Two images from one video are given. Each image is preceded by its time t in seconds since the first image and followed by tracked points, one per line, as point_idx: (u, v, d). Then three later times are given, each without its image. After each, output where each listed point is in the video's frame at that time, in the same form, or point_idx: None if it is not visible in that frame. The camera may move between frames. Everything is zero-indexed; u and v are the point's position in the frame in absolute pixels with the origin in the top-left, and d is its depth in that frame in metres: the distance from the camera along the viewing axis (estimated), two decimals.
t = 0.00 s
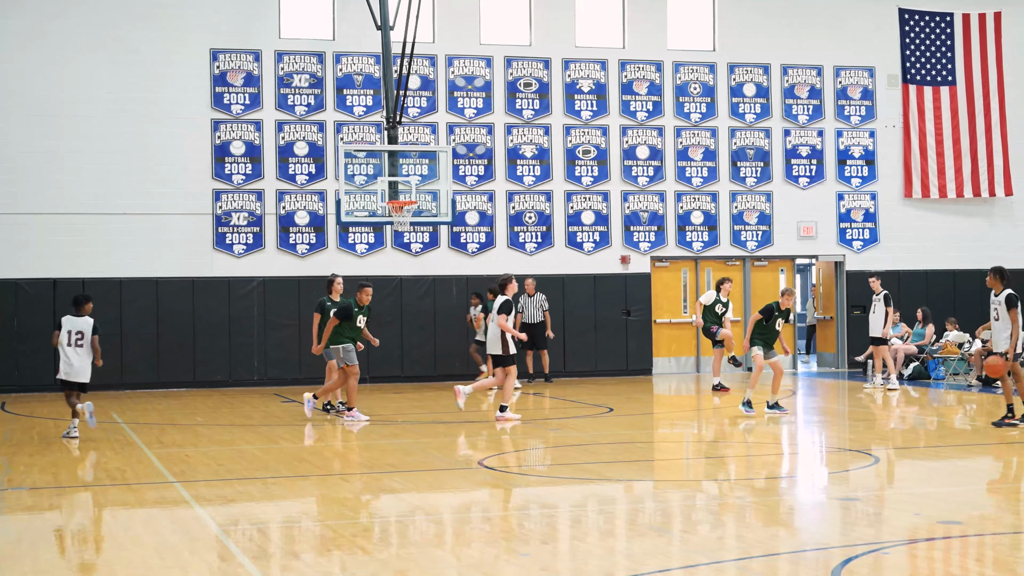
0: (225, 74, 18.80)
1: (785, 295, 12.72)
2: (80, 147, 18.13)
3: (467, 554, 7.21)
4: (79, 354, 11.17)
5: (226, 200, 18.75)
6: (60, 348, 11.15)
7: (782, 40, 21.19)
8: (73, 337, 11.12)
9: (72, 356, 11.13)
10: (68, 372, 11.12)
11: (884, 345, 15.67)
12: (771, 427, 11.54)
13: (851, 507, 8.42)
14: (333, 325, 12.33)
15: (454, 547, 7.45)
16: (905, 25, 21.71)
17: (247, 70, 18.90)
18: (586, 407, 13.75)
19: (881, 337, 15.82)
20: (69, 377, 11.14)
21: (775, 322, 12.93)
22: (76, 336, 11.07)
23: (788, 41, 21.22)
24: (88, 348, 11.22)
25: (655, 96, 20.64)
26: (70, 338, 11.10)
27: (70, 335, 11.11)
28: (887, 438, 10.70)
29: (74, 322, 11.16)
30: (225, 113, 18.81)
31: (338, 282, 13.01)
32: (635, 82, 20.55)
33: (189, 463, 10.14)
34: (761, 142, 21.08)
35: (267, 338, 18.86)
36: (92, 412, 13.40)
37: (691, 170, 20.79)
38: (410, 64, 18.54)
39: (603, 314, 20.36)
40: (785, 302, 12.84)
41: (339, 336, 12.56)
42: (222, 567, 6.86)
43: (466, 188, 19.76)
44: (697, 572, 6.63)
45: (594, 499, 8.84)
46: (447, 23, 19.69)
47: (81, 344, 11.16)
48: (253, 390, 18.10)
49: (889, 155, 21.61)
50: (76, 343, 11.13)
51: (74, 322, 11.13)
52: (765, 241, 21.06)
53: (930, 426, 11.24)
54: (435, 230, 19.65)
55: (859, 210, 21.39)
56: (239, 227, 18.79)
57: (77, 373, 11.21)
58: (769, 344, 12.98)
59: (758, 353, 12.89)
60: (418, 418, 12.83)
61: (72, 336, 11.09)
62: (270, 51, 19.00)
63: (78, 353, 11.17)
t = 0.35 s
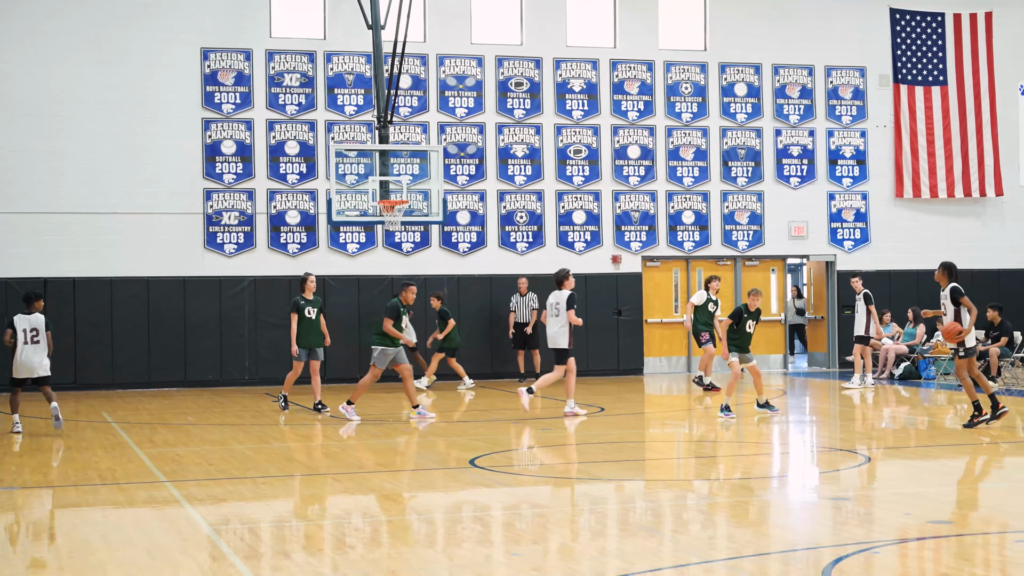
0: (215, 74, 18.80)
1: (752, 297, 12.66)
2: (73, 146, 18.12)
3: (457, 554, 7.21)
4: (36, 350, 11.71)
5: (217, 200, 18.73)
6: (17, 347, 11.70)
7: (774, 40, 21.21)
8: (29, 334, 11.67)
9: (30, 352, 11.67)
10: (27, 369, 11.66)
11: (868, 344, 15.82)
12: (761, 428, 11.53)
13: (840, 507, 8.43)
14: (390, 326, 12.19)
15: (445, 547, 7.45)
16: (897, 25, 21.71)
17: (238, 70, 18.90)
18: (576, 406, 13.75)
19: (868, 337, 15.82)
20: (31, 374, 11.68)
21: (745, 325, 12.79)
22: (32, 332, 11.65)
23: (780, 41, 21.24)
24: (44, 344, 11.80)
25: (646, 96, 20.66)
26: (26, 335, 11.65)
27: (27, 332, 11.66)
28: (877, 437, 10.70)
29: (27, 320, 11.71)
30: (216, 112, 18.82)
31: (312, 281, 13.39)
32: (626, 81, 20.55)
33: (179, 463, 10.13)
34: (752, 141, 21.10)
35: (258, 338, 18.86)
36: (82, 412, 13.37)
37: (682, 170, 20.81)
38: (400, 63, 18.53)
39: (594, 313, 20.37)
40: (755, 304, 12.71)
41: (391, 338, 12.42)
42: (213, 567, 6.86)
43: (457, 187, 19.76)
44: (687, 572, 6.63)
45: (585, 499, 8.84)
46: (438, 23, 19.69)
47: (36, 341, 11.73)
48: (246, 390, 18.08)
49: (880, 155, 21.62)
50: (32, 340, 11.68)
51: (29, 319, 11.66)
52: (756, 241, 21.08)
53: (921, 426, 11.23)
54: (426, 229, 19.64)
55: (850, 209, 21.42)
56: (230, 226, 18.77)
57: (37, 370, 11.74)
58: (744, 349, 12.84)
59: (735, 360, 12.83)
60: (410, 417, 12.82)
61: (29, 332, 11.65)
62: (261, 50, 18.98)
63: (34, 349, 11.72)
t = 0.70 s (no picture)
0: (210, 74, 18.79)
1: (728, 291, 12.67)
2: (69, 147, 18.12)
3: (451, 554, 7.20)
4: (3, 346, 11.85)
5: (211, 200, 18.72)
6: None
7: (770, 40, 21.23)
8: None
9: None
10: None
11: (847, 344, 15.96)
12: (755, 428, 11.51)
13: (834, 507, 8.44)
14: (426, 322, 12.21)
15: (438, 547, 7.46)
16: (890, 26, 21.73)
17: (232, 70, 18.89)
18: (570, 406, 13.75)
19: (844, 337, 16.11)
20: None
21: (717, 317, 12.84)
22: None
23: (773, 42, 21.27)
24: (10, 341, 11.88)
25: (640, 96, 20.67)
26: None
27: None
28: (872, 438, 10.68)
29: None
30: (210, 112, 18.79)
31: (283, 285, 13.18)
32: (620, 82, 20.55)
33: (173, 463, 10.12)
34: (746, 142, 21.11)
35: (253, 338, 18.84)
36: (75, 413, 13.30)
37: (676, 171, 20.81)
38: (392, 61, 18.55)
39: (587, 314, 20.36)
40: (728, 297, 12.79)
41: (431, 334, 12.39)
42: (208, 566, 6.86)
43: (451, 187, 19.77)
44: (681, 572, 6.63)
45: (579, 499, 8.84)
46: (433, 24, 19.70)
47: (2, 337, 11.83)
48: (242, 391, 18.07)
49: (874, 155, 21.62)
50: None
51: None
52: (750, 242, 21.11)
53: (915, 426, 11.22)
54: (420, 230, 19.62)
55: (844, 210, 21.42)
56: (224, 226, 18.78)
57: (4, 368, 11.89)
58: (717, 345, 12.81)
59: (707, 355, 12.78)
60: (404, 417, 12.81)
61: None
62: (256, 51, 18.99)
63: None
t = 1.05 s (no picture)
0: (259, 96, 20.60)
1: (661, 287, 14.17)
2: (108, 149, 19.80)
3: (461, 497, 8.97)
4: (77, 325, 13.90)
5: (260, 202, 20.53)
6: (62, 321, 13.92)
7: (730, 64, 23.06)
8: (71, 312, 13.85)
9: (69, 327, 13.84)
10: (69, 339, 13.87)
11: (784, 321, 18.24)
12: (717, 391, 13.44)
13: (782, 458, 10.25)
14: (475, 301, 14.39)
15: (450, 492, 9.26)
16: (829, 57, 23.54)
17: (278, 93, 20.70)
18: (563, 375, 15.68)
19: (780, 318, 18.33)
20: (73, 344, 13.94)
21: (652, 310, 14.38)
22: (72, 311, 13.82)
23: (749, 62, 23.16)
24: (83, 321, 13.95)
25: (619, 115, 22.46)
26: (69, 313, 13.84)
27: (70, 310, 13.85)
28: (817, 400, 12.60)
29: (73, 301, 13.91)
30: (259, 128, 20.61)
31: (316, 271, 15.59)
32: (603, 103, 22.36)
33: (229, 421, 11.95)
34: (708, 152, 22.93)
35: (280, 318, 20.65)
36: (148, 377, 15.51)
37: (649, 176, 22.62)
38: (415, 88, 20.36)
39: (574, 298, 22.24)
40: (659, 291, 14.25)
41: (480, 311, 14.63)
42: (263, 506, 8.60)
43: (461, 191, 21.59)
44: (655, 511, 8.25)
45: (567, 451, 10.71)
46: (445, 49, 21.50)
47: (77, 318, 13.90)
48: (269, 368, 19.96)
49: (816, 164, 23.52)
50: (75, 317, 13.87)
51: (74, 301, 13.85)
52: (712, 236, 22.94)
53: (851, 390, 13.17)
54: (435, 225, 21.45)
55: (791, 209, 23.33)
56: (271, 224, 20.59)
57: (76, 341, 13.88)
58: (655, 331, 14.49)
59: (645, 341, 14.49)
60: (420, 385, 14.71)
61: (72, 311, 13.85)
62: (297, 76, 20.80)
63: (73, 324, 13.90)
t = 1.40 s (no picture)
0: (263, 97, 20.67)
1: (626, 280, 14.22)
2: (113, 151, 19.86)
3: (465, 496, 8.93)
4: (76, 324, 13.97)
5: (264, 202, 20.61)
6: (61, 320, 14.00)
7: (726, 63, 23.04)
8: (70, 310, 13.91)
9: (66, 326, 13.92)
10: (67, 338, 13.95)
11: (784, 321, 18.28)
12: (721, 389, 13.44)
13: (786, 456, 10.23)
14: (497, 306, 14.98)
15: (456, 490, 9.23)
16: (832, 53, 23.54)
17: (282, 94, 20.78)
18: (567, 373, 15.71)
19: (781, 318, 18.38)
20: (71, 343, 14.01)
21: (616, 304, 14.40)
22: (71, 309, 13.90)
23: (751, 63, 23.17)
24: (82, 320, 14.01)
25: (622, 114, 22.47)
26: (68, 312, 13.90)
27: (69, 309, 13.91)
28: (820, 398, 12.60)
29: (71, 300, 13.96)
30: (263, 129, 20.67)
31: (319, 272, 15.76)
32: (606, 101, 22.39)
33: (233, 421, 11.96)
34: (711, 151, 22.93)
35: (285, 317, 20.72)
36: (153, 378, 15.52)
37: (652, 176, 22.65)
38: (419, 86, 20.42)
39: (578, 294, 22.25)
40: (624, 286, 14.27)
41: (509, 315, 15.22)
42: (268, 506, 8.58)
43: (464, 190, 21.64)
44: (658, 511, 8.19)
45: (571, 450, 10.71)
46: (448, 49, 21.52)
47: (76, 317, 13.96)
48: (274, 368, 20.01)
49: (819, 162, 23.53)
50: (72, 316, 13.93)
51: (72, 300, 13.91)
52: (715, 235, 22.92)
53: (855, 388, 13.17)
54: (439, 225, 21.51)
55: (794, 208, 23.32)
56: (275, 224, 20.65)
57: (75, 339, 13.98)
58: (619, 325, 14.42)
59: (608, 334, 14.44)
60: (424, 384, 14.72)
61: (70, 310, 13.91)
62: (301, 77, 20.90)
63: (72, 324, 13.97)
